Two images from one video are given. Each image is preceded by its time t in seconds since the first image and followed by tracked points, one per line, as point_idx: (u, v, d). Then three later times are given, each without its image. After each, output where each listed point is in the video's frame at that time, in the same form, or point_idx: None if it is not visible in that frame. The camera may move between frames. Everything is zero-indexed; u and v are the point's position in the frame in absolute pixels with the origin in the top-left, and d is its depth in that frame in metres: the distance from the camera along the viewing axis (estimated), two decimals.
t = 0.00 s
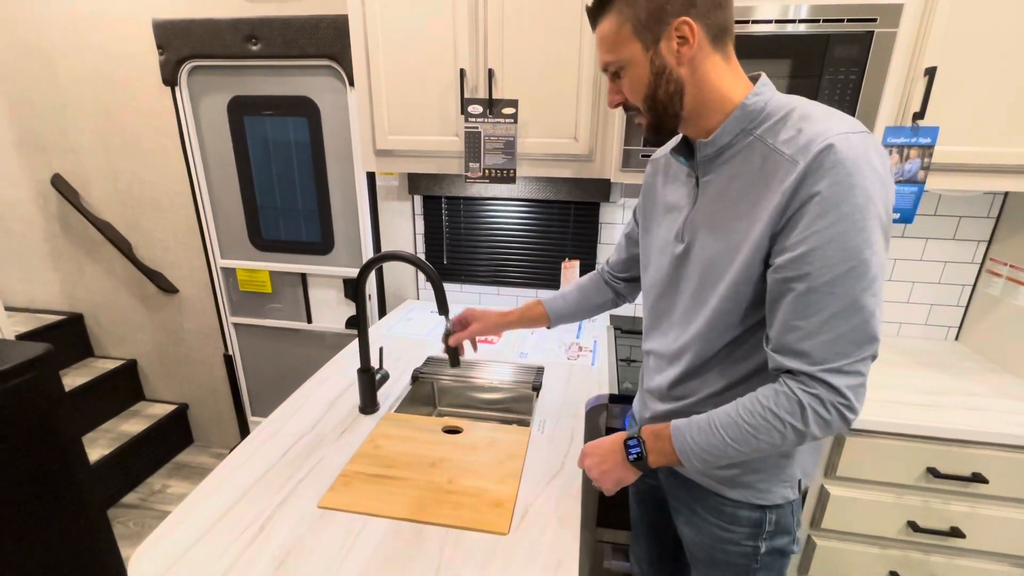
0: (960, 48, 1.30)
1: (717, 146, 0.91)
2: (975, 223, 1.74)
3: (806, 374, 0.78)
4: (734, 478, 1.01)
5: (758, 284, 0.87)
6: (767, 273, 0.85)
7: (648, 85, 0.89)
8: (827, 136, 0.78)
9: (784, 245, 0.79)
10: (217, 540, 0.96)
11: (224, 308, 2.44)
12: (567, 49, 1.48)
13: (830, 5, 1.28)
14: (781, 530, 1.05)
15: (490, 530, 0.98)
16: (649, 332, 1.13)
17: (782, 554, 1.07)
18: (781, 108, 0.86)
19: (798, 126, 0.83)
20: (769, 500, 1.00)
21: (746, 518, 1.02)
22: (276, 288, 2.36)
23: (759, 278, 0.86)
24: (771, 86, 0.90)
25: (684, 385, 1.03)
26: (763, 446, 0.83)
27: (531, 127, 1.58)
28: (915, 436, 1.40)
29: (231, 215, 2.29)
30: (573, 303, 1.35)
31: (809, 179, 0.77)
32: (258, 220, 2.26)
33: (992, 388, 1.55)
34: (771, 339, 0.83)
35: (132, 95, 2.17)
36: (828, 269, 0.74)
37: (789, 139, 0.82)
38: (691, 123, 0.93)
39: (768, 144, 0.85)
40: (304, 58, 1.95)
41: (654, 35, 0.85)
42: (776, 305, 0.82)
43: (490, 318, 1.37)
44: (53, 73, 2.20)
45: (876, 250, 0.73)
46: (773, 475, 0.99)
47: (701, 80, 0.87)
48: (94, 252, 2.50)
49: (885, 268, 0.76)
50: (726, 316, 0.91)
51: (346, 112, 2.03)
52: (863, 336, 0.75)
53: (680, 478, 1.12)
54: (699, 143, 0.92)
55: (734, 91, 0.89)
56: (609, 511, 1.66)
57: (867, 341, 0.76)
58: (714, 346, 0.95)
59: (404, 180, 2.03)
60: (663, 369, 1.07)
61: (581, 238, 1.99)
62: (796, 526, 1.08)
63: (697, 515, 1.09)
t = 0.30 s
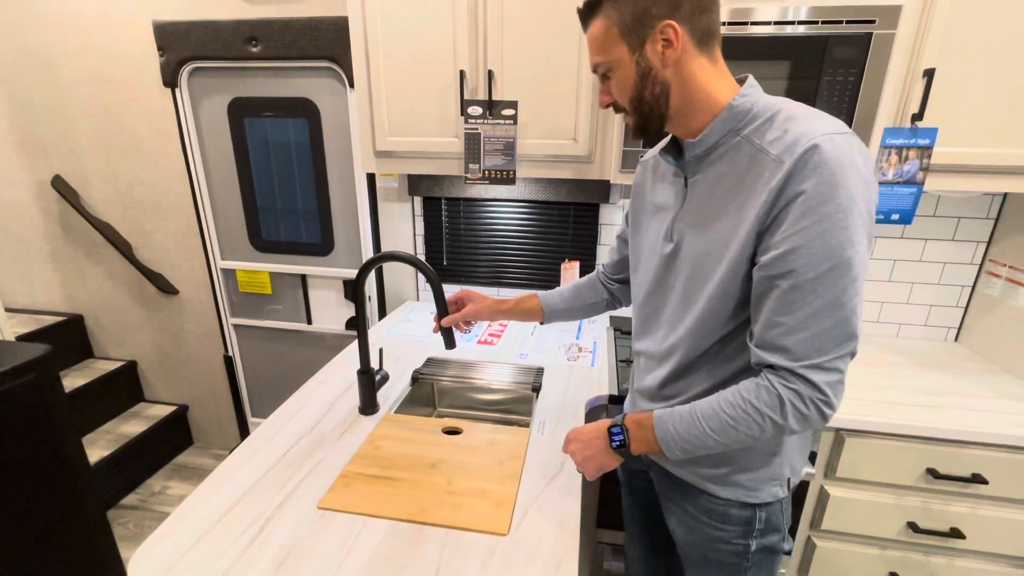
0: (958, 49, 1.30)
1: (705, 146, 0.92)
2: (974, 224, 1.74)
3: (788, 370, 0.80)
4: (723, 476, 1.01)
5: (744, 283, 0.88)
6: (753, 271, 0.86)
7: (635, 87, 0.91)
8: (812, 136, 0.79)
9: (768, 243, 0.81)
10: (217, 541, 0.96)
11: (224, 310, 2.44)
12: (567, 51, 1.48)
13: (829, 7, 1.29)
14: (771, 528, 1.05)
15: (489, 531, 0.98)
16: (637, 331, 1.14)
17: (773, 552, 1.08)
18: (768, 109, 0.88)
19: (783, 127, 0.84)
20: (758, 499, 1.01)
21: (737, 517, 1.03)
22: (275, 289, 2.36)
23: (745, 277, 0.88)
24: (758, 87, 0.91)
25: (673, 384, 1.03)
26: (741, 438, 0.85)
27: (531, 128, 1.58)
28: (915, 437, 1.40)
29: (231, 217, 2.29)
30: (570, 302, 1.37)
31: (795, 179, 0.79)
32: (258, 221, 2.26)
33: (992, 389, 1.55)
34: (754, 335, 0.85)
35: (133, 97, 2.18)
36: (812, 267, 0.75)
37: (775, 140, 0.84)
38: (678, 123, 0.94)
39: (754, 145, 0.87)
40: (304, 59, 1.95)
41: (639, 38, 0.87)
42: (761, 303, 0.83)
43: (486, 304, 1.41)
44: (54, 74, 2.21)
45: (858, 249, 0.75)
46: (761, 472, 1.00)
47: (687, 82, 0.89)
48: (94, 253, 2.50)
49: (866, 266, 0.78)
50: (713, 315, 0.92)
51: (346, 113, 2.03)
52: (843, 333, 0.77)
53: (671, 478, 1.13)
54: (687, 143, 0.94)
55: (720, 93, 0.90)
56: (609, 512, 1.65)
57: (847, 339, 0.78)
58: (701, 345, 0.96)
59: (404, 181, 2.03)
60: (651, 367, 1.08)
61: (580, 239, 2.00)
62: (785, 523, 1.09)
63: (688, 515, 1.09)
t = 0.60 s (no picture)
0: (956, 52, 1.31)
1: (688, 148, 0.94)
2: (973, 226, 1.74)
3: (774, 369, 0.81)
4: (715, 477, 1.02)
5: (731, 283, 0.89)
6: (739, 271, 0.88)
7: (614, 95, 0.93)
8: (791, 137, 0.80)
9: (752, 244, 0.82)
10: (217, 543, 0.96)
11: (223, 312, 2.44)
12: (567, 54, 1.49)
13: (828, 10, 1.29)
14: (764, 528, 1.06)
15: (489, 533, 0.98)
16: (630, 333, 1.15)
17: (766, 551, 1.08)
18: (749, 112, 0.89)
19: (764, 129, 0.86)
20: (751, 499, 1.02)
21: (729, 517, 1.03)
22: (275, 291, 2.36)
23: (731, 277, 0.89)
24: (739, 90, 0.93)
25: (665, 385, 1.05)
26: (733, 438, 0.86)
27: (530, 130, 1.59)
28: (915, 439, 1.40)
29: (231, 219, 2.29)
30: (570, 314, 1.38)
31: (776, 180, 0.80)
32: (258, 224, 2.26)
33: (991, 392, 1.55)
34: (742, 335, 0.87)
35: (133, 99, 2.18)
36: (795, 267, 0.76)
37: (756, 142, 0.85)
38: (661, 128, 0.96)
39: (736, 147, 0.88)
40: (304, 62, 1.96)
41: (615, 48, 0.90)
42: (747, 302, 0.84)
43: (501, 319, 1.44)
44: (55, 77, 2.21)
45: (840, 247, 0.76)
46: (753, 471, 1.00)
47: (666, 88, 0.91)
48: (93, 255, 2.50)
49: (850, 265, 0.78)
50: (702, 315, 0.93)
51: (346, 116, 2.04)
52: (828, 331, 0.78)
53: (663, 480, 1.13)
54: (670, 146, 0.96)
55: (700, 97, 0.92)
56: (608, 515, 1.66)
57: (832, 337, 0.78)
58: (691, 346, 0.97)
59: (404, 183, 2.04)
60: (644, 369, 1.09)
61: (580, 241, 2.00)
62: (778, 523, 1.09)
63: (681, 516, 1.10)
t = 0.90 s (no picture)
0: (957, 56, 1.31)
1: (673, 154, 0.97)
2: (973, 229, 1.74)
3: (750, 368, 0.83)
4: (703, 477, 1.04)
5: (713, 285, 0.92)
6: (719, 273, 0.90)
7: (601, 103, 0.99)
8: (765, 141, 0.83)
9: (728, 245, 0.85)
10: (217, 547, 0.95)
11: (223, 314, 2.44)
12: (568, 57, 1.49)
13: (828, 14, 1.29)
14: (754, 531, 1.06)
15: (491, 537, 0.97)
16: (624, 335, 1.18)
17: (756, 555, 1.08)
18: (729, 116, 0.92)
19: (742, 133, 0.88)
20: (739, 501, 1.02)
21: (718, 518, 1.05)
22: (275, 294, 2.36)
23: (712, 278, 0.91)
24: (723, 94, 0.95)
25: (655, 387, 1.07)
26: (711, 437, 0.89)
27: (532, 133, 1.59)
28: (917, 442, 1.39)
29: (232, 222, 2.29)
30: (580, 329, 1.42)
31: (750, 183, 0.83)
32: (259, 226, 2.26)
33: (992, 395, 1.55)
34: (722, 336, 0.89)
35: (134, 102, 2.18)
36: (767, 268, 0.79)
37: (734, 145, 0.88)
38: (647, 134, 1.00)
39: (717, 151, 0.91)
40: (306, 65, 1.96)
41: (600, 58, 0.95)
42: (725, 303, 0.87)
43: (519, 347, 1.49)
44: (56, 80, 2.21)
45: (813, 249, 0.78)
46: (741, 474, 1.01)
47: (649, 96, 0.95)
48: (93, 258, 2.49)
49: (826, 266, 0.80)
50: (686, 316, 0.96)
51: (348, 119, 2.04)
52: (802, 331, 0.80)
53: (655, 481, 1.15)
54: (655, 151, 0.99)
55: (683, 103, 0.96)
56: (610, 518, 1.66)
57: (807, 337, 0.80)
58: (678, 347, 1.00)
59: (405, 186, 2.04)
60: (635, 370, 1.12)
61: (581, 244, 2.00)
62: (769, 527, 1.09)
63: (672, 517, 1.12)
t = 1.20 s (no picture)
0: (958, 59, 1.32)
1: (666, 157, 0.99)
2: (975, 232, 1.74)
3: (721, 365, 0.86)
4: (695, 477, 1.04)
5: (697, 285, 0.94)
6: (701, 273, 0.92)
7: (595, 109, 1.01)
8: (747, 144, 0.85)
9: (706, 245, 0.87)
10: (220, 549, 0.95)
11: (225, 316, 2.45)
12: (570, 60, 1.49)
13: (830, 17, 1.30)
14: (746, 533, 1.06)
15: (494, 539, 0.97)
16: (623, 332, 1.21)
17: (749, 557, 1.08)
18: (719, 120, 0.94)
19: (728, 137, 0.90)
20: (731, 503, 1.02)
21: (709, 519, 1.05)
22: (278, 296, 2.36)
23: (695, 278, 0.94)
24: (716, 99, 0.97)
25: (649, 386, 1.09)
26: (681, 429, 0.93)
27: (534, 136, 1.60)
28: (920, 445, 1.39)
29: (235, 224, 2.29)
30: (578, 330, 1.43)
31: (730, 185, 0.85)
32: (261, 229, 2.27)
33: (996, 398, 1.54)
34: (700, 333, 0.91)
35: (138, 105, 2.19)
36: (739, 269, 0.81)
37: (719, 148, 0.90)
38: (641, 138, 1.02)
39: (705, 154, 0.93)
40: (309, 68, 1.97)
41: (593, 65, 0.97)
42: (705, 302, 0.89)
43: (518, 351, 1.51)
44: (61, 83, 2.23)
45: (787, 252, 0.79)
46: (732, 476, 1.01)
47: (642, 101, 0.97)
48: (96, 260, 2.50)
49: (800, 270, 0.81)
50: (673, 314, 0.98)
51: (350, 121, 2.05)
52: (771, 333, 0.82)
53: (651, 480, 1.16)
54: (648, 154, 1.01)
55: (675, 107, 0.97)
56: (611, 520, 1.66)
57: (776, 338, 0.82)
58: (666, 345, 1.02)
59: (407, 188, 2.04)
60: (631, 367, 1.15)
61: (582, 246, 2.00)
62: (763, 530, 1.09)
63: (666, 516, 1.13)
